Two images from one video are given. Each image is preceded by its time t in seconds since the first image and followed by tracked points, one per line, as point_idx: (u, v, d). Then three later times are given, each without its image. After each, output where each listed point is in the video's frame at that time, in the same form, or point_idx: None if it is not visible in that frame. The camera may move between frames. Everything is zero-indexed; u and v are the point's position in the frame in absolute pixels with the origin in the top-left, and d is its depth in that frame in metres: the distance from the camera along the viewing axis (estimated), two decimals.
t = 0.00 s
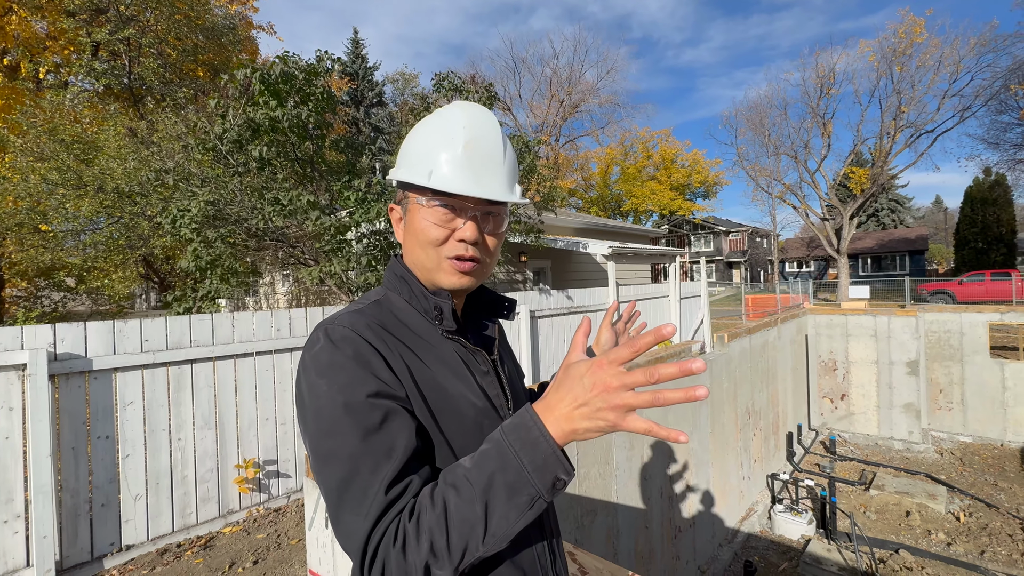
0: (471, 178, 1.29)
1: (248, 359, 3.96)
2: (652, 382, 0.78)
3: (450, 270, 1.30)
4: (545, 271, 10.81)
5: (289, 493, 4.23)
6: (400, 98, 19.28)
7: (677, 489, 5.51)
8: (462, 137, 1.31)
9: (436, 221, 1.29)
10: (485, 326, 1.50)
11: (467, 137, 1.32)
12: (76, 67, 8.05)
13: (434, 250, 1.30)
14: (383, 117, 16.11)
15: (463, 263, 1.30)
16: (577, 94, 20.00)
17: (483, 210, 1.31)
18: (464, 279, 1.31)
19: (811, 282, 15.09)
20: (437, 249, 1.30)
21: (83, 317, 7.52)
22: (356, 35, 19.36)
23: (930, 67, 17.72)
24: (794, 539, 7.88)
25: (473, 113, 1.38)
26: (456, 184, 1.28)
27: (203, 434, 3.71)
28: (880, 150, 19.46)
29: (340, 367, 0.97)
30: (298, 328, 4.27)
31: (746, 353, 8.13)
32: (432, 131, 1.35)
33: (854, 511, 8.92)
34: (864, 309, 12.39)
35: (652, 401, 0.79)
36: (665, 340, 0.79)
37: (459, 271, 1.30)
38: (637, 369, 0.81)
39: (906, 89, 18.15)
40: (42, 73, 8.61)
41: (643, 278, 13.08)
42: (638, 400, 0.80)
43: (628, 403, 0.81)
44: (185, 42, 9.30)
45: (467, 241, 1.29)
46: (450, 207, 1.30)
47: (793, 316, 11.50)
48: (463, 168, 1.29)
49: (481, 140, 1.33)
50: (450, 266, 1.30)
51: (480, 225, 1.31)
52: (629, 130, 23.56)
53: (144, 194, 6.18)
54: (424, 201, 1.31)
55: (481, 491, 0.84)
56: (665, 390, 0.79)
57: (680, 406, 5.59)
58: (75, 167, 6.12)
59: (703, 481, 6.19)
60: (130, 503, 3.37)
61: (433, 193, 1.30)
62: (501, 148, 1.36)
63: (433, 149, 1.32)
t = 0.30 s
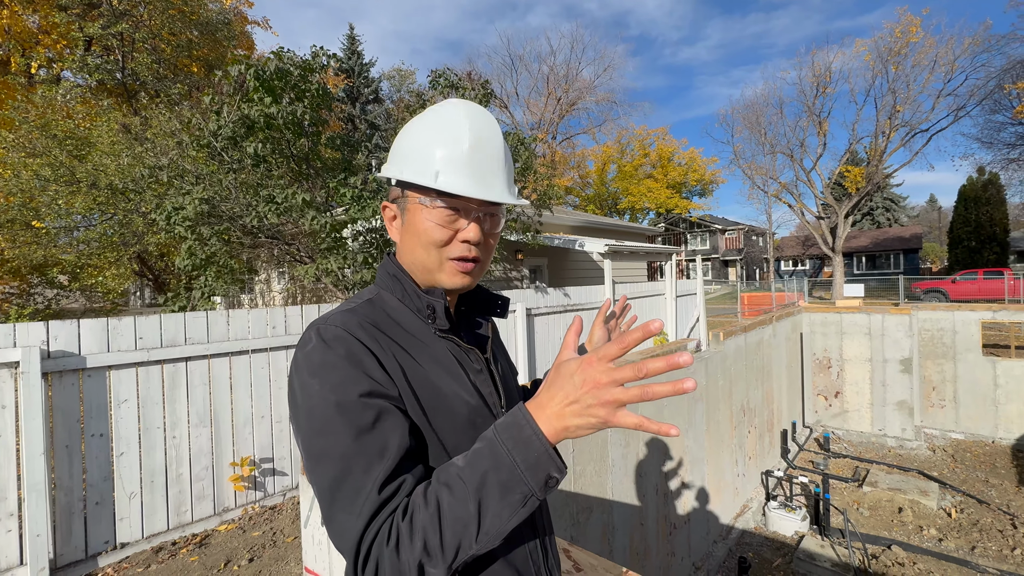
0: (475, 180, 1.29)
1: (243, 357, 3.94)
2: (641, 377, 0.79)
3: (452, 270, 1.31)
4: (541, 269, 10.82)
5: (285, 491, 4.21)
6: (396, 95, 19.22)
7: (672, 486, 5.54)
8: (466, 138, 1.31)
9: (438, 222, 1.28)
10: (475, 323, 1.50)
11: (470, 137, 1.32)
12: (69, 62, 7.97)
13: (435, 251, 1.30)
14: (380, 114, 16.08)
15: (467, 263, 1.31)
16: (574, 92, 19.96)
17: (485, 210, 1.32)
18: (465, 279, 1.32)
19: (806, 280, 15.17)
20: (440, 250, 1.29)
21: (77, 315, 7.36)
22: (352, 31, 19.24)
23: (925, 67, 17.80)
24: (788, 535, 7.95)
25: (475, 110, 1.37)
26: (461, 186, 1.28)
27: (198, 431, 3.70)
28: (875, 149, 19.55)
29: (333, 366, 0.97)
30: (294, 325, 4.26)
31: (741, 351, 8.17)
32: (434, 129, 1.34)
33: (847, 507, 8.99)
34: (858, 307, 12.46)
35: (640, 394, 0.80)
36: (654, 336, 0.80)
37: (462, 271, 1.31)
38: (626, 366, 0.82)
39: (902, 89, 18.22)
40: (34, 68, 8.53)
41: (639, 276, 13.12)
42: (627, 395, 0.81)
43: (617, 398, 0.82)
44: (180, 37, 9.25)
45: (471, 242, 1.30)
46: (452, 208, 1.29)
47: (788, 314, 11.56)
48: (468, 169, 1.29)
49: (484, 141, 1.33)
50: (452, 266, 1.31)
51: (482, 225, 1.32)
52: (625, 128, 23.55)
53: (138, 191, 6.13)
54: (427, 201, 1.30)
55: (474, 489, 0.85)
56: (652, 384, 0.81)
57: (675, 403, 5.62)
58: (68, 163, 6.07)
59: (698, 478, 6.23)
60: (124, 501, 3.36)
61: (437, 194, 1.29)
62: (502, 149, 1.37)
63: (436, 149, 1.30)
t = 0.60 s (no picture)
0: (496, 188, 1.32)
1: (240, 355, 3.93)
2: (657, 395, 0.81)
3: (468, 274, 1.32)
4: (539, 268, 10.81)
5: (282, 489, 4.21)
6: (394, 93, 19.18)
7: (669, 484, 5.56)
8: (487, 147, 1.33)
9: (457, 227, 1.28)
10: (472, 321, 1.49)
11: (491, 147, 1.34)
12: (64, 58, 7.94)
13: (454, 255, 1.29)
14: (377, 112, 16.06)
15: (481, 267, 1.34)
16: (573, 90, 19.93)
17: (499, 216, 1.35)
18: (479, 281, 1.34)
19: (803, 279, 15.22)
20: (458, 255, 1.29)
21: (72, 312, 7.34)
22: (349, 28, 19.17)
23: (922, 66, 17.85)
24: (784, 532, 7.99)
25: (491, 119, 1.39)
26: (488, 195, 1.29)
27: (195, 429, 3.69)
28: (873, 148, 19.60)
29: (341, 367, 0.96)
30: (291, 323, 4.24)
31: (738, 350, 8.20)
32: (453, 134, 1.33)
33: (842, 505, 9.05)
34: (855, 306, 12.50)
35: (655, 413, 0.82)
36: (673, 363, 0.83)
37: (477, 274, 1.33)
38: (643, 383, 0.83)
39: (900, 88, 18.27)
40: (29, 64, 8.48)
41: (637, 274, 13.13)
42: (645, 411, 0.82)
43: (632, 414, 0.82)
44: (176, 33, 9.23)
45: (488, 247, 1.32)
46: (472, 214, 1.29)
47: (785, 313, 11.60)
48: (490, 179, 1.31)
49: (504, 152, 1.36)
50: (469, 270, 1.32)
51: (496, 231, 1.35)
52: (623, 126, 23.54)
53: (133, 188, 6.10)
54: (449, 206, 1.28)
55: (488, 495, 0.85)
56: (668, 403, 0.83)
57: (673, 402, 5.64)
58: (63, 160, 6.07)
59: (695, 476, 6.25)
60: (120, 499, 3.36)
61: (459, 201, 1.28)
62: (517, 159, 1.41)
63: (457, 155, 1.30)
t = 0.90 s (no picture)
0: (521, 198, 1.32)
1: (239, 353, 3.92)
2: (592, 351, 0.87)
3: (485, 277, 1.32)
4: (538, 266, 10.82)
5: (281, 486, 4.21)
6: (393, 90, 19.15)
7: (667, 482, 5.57)
8: (516, 157, 1.33)
9: (481, 232, 1.28)
10: (480, 319, 1.48)
11: (519, 157, 1.34)
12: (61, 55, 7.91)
13: (475, 259, 1.29)
14: (376, 110, 16.02)
15: (497, 271, 1.34)
16: (572, 88, 19.90)
17: (519, 223, 1.35)
18: (495, 285, 1.35)
19: (801, 278, 15.24)
20: (478, 259, 1.29)
21: (70, 310, 7.31)
22: (348, 25, 19.10)
23: (922, 65, 17.86)
24: (781, 530, 8.02)
25: (519, 128, 1.40)
26: (515, 205, 1.29)
27: (194, 427, 3.69)
28: (872, 147, 19.62)
29: (352, 358, 0.97)
30: (289, 321, 4.24)
31: (737, 348, 8.21)
32: (483, 141, 1.32)
33: (840, 502, 9.08)
34: (853, 305, 12.51)
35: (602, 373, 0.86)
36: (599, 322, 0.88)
37: (493, 278, 1.34)
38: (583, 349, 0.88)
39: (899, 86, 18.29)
40: (26, 60, 8.45)
41: (635, 273, 13.14)
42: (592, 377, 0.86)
43: (580, 376, 0.87)
44: (174, 30, 9.21)
45: (507, 252, 1.33)
46: (496, 222, 1.28)
47: (784, 311, 11.61)
48: (517, 189, 1.32)
49: (531, 163, 1.37)
50: (486, 273, 1.32)
51: (513, 237, 1.36)
52: (622, 124, 23.51)
53: (131, 186, 6.09)
54: (475, 212, 1.27)
55: (470, 483, 0.86)
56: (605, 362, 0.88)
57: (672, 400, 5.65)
58: (60, 158, 6.06)
59: (693, 474, 6.27)
60: (118, 497, 3.36)
61: (485, 207, 1.27)
62: (542, 171, 1.42)
63: (485, 164, 1.29)
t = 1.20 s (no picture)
0: (524, 201, 1.31)
1: (238, 351, 3.92)
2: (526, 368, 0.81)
3: (487, 277, 1.30)
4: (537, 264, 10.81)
5: (280, 484, 4.21)
6: (391, 88, 19.10)
7: (666, 479, 5.57)
8: (520, 161, 1.33)
9: (483, 232, 1.27)
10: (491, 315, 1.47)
11: (524, 162, 1.33)
12: (59, 52, 7.89)
13: (476, 258, 1.28)
14: (375, 108, 15.99)
15: (501, 273, 1.32)
16: (571, 86, 19.86)
17: (522, 225, 1.34)
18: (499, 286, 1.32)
19: (801, 276, 15.25)
20: (480, 258, 1.28)
21: (68, 308, 7.30)
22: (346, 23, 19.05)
23: (921, 63, 17.84)
24: (780, 527, 8.04)
25: (527, 135, 1.40)
26: (516, 207, 1.27)
27: (193, 425, 3.69)
28: (871, 145, 19.62)
29: (343, 346, 1.00)
30: (289, 319, 4.23)
31: (736, 346, 8.20)
32: (489, 146, 1.34)
33: (838, 500, 9.10)
34: (852, 303, 12.51)
35: (540, 403, 0.82)
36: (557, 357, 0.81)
37: (496, 279, 1.31)
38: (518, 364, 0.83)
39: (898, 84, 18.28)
40: (23, 57, 8.42)
41: (635, 271, 13.13)
42: (529, 402, 0.82)
43: (514, 390, 0.83)
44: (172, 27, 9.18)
45: (509, 253, 1.30)
46: (497, 222, 1.27)
47: (783, 309, 11.62)
48: (521, 192, 1.31)
49: (535, 169, 1.36)
50: (489, 274, 1.30)
51: (519, 239, 1.34)
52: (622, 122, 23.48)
53: (129, 183, 6.08)
54: (476, 212, 1.27)
55: (412, 476, 0.86)
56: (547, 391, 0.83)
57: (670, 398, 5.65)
58: (59, 155, 6.05)
59: (692, 471, 6.29)
60: (118, 495, 3.36)
61: (487, 208, 1.27)
62: (547, 177, 1.41)
63: (490, 168, 1.30)
